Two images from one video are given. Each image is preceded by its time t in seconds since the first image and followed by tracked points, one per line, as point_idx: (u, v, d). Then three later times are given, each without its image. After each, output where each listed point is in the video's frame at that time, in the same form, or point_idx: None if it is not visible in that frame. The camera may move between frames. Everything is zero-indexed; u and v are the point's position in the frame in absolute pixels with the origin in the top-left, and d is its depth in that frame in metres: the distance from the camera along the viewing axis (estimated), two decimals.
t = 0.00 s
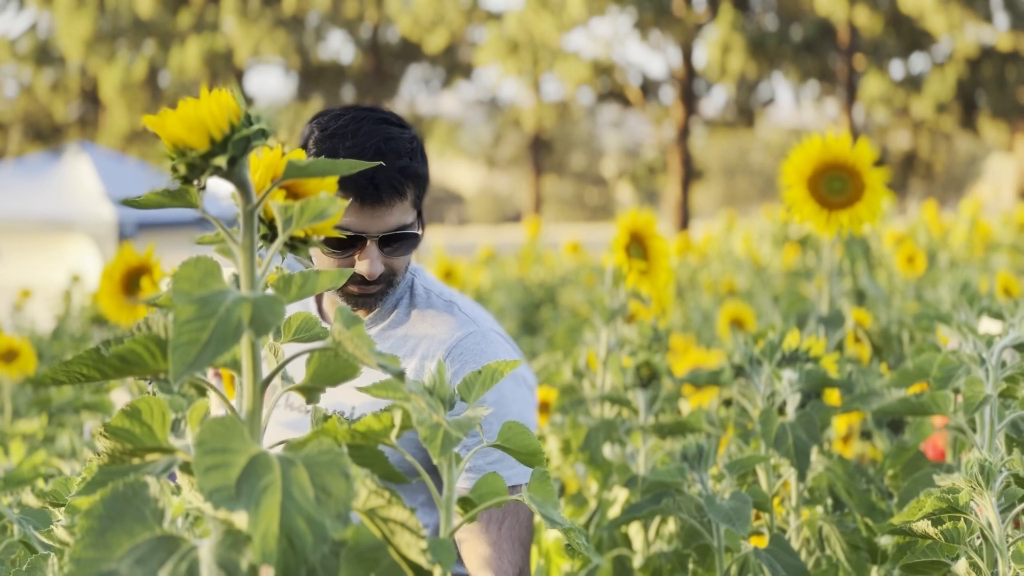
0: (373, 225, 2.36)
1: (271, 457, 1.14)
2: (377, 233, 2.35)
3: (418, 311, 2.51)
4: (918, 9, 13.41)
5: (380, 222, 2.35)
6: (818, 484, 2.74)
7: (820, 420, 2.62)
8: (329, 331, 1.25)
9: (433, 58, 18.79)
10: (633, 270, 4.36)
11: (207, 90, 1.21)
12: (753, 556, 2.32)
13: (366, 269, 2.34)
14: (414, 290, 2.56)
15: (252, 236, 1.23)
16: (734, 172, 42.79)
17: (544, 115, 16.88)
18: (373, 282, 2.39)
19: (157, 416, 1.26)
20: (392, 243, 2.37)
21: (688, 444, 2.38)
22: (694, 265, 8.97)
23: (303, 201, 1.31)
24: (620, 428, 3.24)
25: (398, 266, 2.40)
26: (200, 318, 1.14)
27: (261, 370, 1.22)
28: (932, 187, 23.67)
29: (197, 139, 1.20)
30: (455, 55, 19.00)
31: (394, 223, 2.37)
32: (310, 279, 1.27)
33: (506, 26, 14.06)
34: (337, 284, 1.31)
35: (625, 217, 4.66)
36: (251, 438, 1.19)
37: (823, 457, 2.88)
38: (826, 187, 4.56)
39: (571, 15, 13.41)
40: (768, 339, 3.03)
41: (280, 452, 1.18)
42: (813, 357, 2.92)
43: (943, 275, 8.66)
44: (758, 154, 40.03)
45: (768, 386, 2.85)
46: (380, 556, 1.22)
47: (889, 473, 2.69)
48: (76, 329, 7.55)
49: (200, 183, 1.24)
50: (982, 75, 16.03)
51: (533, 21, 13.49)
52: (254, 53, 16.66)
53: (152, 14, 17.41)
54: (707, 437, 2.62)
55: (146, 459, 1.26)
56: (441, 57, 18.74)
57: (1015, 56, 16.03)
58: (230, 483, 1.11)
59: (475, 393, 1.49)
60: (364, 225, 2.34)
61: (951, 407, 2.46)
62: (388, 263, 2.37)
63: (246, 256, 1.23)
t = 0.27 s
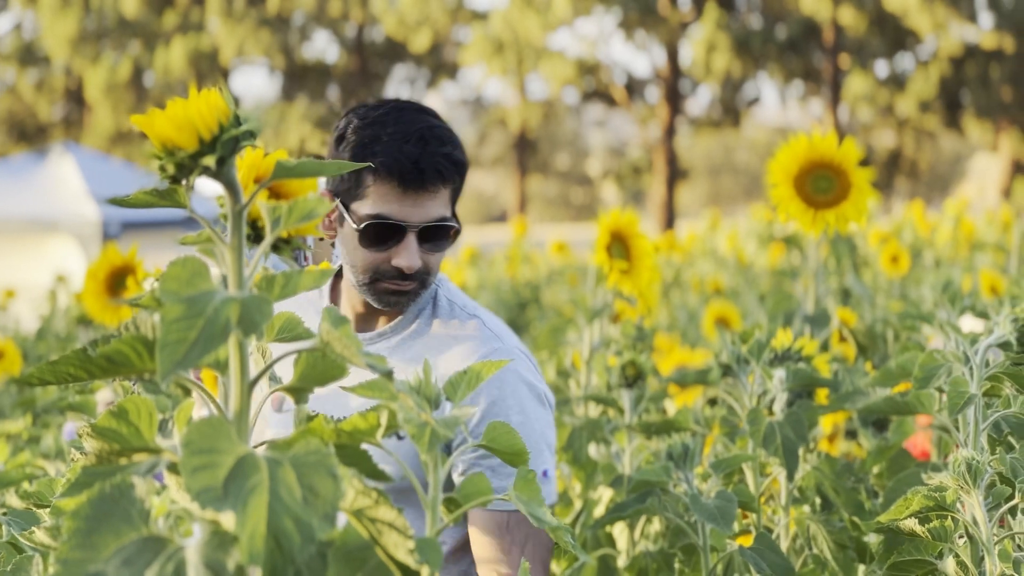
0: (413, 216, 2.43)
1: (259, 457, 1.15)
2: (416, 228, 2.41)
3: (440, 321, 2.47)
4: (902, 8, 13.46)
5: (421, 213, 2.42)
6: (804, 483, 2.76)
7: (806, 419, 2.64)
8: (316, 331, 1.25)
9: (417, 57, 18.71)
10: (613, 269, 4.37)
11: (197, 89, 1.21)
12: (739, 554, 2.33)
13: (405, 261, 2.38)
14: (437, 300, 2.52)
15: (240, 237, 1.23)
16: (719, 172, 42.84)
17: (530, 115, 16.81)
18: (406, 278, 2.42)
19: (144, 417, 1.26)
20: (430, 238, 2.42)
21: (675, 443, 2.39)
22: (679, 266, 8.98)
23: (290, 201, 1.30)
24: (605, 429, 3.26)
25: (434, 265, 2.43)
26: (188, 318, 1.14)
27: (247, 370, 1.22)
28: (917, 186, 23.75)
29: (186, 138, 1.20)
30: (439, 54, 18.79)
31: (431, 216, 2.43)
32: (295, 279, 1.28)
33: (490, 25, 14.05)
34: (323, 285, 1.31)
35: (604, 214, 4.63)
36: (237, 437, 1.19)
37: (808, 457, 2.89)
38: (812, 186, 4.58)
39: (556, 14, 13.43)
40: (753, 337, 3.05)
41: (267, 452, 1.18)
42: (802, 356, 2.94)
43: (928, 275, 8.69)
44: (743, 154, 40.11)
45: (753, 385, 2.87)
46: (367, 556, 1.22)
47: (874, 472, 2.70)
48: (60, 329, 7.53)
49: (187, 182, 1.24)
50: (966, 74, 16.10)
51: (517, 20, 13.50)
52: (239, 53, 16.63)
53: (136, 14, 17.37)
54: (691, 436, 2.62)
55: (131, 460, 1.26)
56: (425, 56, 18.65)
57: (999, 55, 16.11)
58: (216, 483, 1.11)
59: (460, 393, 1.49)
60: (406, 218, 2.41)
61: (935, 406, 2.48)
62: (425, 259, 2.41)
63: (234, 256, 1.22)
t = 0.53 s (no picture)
0: (542, 200, 2.38)
1: (236, 456, 1.14)
2: (546, 214, 2.36)
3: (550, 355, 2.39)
4: (881, 6, 13.50)
5: (551, 198, 2.37)
6: (784, 480, 2.77)
7: (785, 417, 2.65)
8: (293, 330, 1.25)
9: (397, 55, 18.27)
10: (589, 267, 4.37)
11: (173, 87, 1.21)
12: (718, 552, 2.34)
13: (531, 249, 2.32)
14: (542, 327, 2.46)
15: (218, 235, 1.23)
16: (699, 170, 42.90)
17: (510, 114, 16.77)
18: (528, 273, 2.36)
19: (121, 416, 1.25)
20: (554, 228, 2.36)
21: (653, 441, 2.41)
22: (660, 263, 8.99)
23: (269, 200, 1.30)
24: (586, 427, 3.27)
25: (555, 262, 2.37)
26: (166, 315, 1.14)
27: (225, 368, 1.22)
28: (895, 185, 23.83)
29: (163, 136, 1.20)
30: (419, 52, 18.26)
31: (562, 206, 2.39)
32: (273, 278, 1.28)
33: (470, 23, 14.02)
34: (300, 283, 1.31)
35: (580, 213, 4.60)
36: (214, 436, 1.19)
37: (788, 456, 2.91)
38: (789, 183, 4.60)
39: (536, 12, 13.44)
40: (732, 335, 3.07)
41: (244, 450, 1.18)
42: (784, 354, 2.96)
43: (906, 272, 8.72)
44: (722, 153, 40.17)
45: (731, 383, 2.91)
46: (345, 554, 1.23)
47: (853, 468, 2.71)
48: (38, 328, 7.48)
49: (166, 181, 1.24)
50: (945, 72, 16.18)
51: (498, 18, 13.50)
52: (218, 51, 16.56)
53: (116, 13, 17.29)
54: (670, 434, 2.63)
55: (110, 459, 1.25)
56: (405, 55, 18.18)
57: (977, 53, 16.19)
58: (193, 482, 1.11)
59: (438, 391, 1.49)
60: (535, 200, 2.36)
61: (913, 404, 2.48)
62: (550, 252, 2.35)
63: (212, 255, 1.22)
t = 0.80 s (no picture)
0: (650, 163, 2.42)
1: (210, 454, 1.14)
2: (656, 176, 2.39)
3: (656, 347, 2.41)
4: (855, 4, 13.56)
5: (659, 158, 2.42)
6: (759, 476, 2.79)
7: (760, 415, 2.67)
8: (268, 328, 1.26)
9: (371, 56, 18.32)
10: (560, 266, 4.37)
11: (143, 86, 1.20)
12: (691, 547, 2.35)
13: (649, 212, 2.35)
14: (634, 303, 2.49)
15: (190, 232, 1.22)
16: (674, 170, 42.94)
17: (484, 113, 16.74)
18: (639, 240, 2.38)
19: (94, 415, 1.24)
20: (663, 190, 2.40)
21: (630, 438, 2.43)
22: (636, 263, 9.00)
23: (241, 199, 1.30)
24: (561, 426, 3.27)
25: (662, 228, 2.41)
26: (139, 315, 1.14)
27: (197, 368, 1.22)
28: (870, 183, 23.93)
29: (134, 135, 1.19)
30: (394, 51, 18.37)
31: (667, 167, 2.43)
32: (248, 276, 1.28)
33: (445, 22, 13.99)
34: (275, 280, 1.32)
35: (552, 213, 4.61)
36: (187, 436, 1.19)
37: (762, 453, 2.93)
38: (762, 182, 4.62)
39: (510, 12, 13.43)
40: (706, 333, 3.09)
41: (218, 450, 1.18)
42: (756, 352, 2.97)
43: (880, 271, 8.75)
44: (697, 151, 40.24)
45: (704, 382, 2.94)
46: (319, 553, 1.23)
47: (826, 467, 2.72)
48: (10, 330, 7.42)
49: (138, 179, 1.23)
50: (919, 70, 16.27)
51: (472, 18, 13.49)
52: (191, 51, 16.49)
53: (89, 12, 17.18)
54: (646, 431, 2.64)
55: (82, 458, 1.25)
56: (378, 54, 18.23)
57: (950, 51, 16.29)
58: (167, 482, 1.11)
59: (412, 389, 1.49)
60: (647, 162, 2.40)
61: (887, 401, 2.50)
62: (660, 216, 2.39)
63: (184, 254, 1.22)
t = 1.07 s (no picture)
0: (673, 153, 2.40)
1: (170, 457, 1.14)
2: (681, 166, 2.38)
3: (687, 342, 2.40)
4: (816, 5, 13.64)
5: (681, 148, 2.41)
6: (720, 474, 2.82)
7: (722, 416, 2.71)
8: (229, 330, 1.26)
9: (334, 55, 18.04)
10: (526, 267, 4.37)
11: (105, 87, 1.20)
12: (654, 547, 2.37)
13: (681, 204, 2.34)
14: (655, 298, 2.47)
15: (150, 235, 1.22)
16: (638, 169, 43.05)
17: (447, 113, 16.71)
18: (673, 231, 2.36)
19: (52, 417, 1.24)
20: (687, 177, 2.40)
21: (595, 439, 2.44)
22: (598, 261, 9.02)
23: (201, 200, 1.30)
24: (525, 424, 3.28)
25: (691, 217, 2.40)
26: (99, 317, 1.14)
27: (158, 369, 1.22)
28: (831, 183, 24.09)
29: (94, 137, 1.19)
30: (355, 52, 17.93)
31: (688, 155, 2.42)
32: (208, 277, 1.28)
33: (407, 22, 13.95)
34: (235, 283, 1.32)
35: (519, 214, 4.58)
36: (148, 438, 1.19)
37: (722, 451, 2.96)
38: (726, 182, 4.65)
39: (473, 11, 13.43)
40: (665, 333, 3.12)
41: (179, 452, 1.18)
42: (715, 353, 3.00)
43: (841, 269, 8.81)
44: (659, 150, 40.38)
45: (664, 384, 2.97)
46: (279, 555, 1.23)
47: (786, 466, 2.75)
48: None
49: (98, 181, 1.23)
50: (880, 70, 16.40)
51: (435, 17, 13.48)
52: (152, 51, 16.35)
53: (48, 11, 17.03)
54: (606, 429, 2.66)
55: (41, 460, 1.25)
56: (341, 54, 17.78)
57: (909, 52, 16.44)
58: (127, 484, 1.11)
59: (372, 390, 1.49)
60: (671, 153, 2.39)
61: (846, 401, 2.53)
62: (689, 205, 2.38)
63: (144, 256, 1.22)
